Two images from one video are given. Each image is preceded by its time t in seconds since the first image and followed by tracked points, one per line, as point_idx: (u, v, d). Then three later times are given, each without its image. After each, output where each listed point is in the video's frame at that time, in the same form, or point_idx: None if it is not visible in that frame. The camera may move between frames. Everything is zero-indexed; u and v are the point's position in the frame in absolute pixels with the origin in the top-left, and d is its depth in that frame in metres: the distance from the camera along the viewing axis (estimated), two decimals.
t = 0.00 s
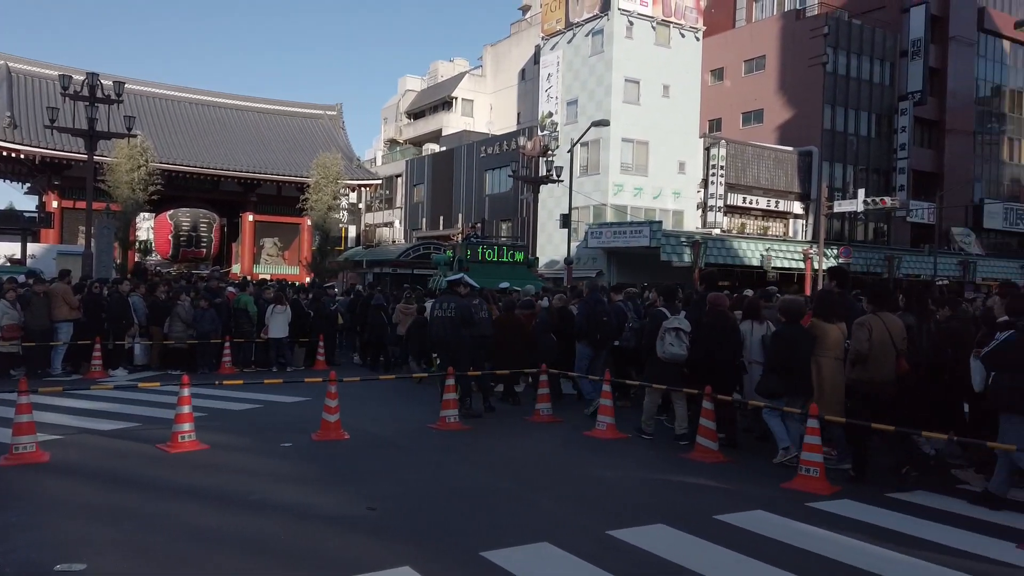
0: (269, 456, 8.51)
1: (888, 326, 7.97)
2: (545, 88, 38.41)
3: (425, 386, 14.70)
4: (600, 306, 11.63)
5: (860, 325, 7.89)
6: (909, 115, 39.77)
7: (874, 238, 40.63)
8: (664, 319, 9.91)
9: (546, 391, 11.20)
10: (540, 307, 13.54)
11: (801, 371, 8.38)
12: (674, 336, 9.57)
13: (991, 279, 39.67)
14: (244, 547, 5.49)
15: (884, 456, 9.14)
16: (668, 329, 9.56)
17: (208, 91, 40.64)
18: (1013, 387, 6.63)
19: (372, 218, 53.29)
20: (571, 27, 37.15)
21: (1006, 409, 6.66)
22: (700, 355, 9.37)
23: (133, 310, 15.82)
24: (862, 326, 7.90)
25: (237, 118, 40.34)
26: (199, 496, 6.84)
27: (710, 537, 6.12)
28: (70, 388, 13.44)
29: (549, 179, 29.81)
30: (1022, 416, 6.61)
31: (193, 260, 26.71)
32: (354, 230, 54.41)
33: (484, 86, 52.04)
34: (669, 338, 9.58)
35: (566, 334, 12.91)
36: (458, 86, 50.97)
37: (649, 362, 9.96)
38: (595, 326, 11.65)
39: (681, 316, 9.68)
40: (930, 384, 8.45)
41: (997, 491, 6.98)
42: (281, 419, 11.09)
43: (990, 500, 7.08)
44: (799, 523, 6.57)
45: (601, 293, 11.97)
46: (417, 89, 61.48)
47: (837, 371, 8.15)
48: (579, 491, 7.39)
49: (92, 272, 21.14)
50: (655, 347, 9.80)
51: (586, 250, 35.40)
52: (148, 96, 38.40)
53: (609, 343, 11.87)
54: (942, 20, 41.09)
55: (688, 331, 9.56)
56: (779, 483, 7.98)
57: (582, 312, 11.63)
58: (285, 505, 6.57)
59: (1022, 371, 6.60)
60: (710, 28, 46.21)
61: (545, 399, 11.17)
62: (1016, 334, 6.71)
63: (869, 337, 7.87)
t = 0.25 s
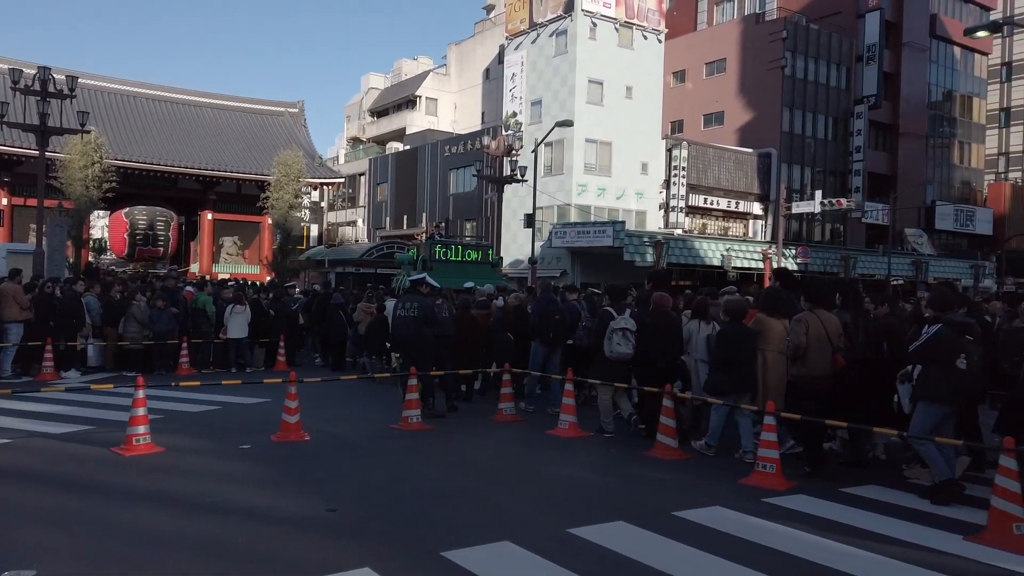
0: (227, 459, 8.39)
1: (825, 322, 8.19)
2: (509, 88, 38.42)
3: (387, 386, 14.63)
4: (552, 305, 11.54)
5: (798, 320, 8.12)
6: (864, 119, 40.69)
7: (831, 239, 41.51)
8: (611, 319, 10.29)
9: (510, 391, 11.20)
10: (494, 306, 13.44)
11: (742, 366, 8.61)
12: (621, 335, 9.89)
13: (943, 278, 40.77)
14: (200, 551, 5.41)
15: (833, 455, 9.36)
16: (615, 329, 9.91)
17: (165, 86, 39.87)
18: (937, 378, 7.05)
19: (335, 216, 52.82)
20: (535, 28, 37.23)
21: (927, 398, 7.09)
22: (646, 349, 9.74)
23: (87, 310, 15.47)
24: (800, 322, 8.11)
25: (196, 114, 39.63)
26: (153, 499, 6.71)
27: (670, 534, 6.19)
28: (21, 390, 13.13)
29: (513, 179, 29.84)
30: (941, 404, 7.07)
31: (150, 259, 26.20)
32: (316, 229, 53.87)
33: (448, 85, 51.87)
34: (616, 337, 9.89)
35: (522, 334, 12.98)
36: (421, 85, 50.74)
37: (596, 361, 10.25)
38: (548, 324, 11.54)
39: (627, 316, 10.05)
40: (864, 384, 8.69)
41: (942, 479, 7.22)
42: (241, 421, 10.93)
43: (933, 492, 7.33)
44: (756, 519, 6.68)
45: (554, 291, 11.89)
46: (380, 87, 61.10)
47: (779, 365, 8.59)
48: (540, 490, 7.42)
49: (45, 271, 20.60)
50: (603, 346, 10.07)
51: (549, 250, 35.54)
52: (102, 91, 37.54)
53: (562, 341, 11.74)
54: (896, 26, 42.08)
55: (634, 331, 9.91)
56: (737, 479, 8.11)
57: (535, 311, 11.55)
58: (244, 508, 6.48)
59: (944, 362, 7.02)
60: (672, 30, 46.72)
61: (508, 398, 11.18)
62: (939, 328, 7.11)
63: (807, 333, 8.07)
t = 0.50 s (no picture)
0: (184, 461, 8.25)
1: (770, 320, 8.39)
2: (474, 87, 38.22)
3: (350, 387, 14.54)
4: (502, 305, 11.67)
5: (745, 318, 8.29)
6: (822, 121, 41.47)
7: (790, 239, 42.23)
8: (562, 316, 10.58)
9: (473, 390, 11.22)
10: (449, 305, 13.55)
11: (685, 362, 8.98)
12: (572, 334, 10.21)
13: (897, 278, 41.76)
14: (155, 555, 5.32)
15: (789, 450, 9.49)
16: (566, 328, 10.22)
17: (122, 82, 39.02)
18: (864, 375, 7.40)
19: (298, 215, 52.22)
20: (500, 27, 37.22)
21: (857, 394, 7.44)
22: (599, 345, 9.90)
23: (39, 311, 15.12)
24: (747, 319, 8.31)
25: (153, 110, 38.85)
26: (107, 504, 6.57)
27: (629, 531, 6.26)
28: None
29: (478, 178, 29.79)
30: (868, 398, 7.41)
31: (106, 258, 25.63)
32: (278, 228, 53.20)
33: (413, 83, 51.57)
34: (567, 335, 10.21)
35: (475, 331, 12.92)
36: (385, 83, 50.38)
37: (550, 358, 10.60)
38: (498, 323, 11.62)
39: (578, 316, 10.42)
40: (806, 378, 8.76)
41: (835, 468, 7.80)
42: (199, 423, 10.76)
43: (831, 476, 7.93)
44: (714, 514, 6.79)
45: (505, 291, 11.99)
46: (344, 84, 60.58)
47: (727, 360, 8.76)
48: (500, 489, 7.42)
49: None
50: (555, 344, 10.42)
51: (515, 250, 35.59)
52: (55, 86, 36.62)
53: (514, 340, 11.83)
54: (853, 31, 42.98)
55: (585, 328, 10.27)
56: (696, 476, 8.22)
57: (486, 312, 11.68)
58: (202, 511, 6.39)
59: (867, 359, 7.37)
60: (635, 31, 47.61)
61: (472, 398, 11.18)
62: (862, 326, 7.46)
63: (753, 330, 8.26)
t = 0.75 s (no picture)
0: (141, 464, 8.11)
1: (715, 320, 8.79)
2: (439, 86, 38.20)
3: (312, 387, 14.44)
4: (457, 305, 11.66)
5: (693, 315, 8.69)
6: (782, 124, 42.12)
7: (752, 239, 42.84)
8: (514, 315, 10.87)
9: (438, 390, 11.18)
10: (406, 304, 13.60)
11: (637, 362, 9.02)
12: (523, 333, 10.52)
13: (854, 278, 42.64)
14: (111, 561, 5.22)
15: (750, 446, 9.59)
16: (518, 327, 10.54)
17: (77, 77, 38.14)
18: (785, 374, 7.79)
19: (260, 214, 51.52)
20: (465, 26, 37.12)
21: (783, 391, 7.81)
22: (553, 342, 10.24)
23: None
24: (694, 316, 8.72)
25: (110, 106, 38.01)
26: (61, 509, 6.43)
27: (592, 529, 6.30)
28: None
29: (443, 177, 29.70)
30: (795, 395, 7.78)
31: (60, 257, 25.04)
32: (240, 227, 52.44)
33: (378, 81, 51.23)
34: (519, 335, 10.50)
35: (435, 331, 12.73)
36: (350, 80, 49.91)
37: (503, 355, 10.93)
38: (454, 322, 11.66)
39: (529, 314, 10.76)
40: (750, 376, 9.05)
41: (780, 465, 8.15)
42: (156, 425, 10.57)
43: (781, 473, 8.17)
44: (676, 512, 6.86)
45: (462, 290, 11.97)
46: (307, 81, 59.94)
47: (673, 360, 9.12)
48: (465, 489, 7.41)
49: None
50: (506, 343, 10.73)
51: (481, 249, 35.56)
52: (8, 80, 35.64)
53: (469, 339, 11.92)
54: (812, 35, 43.76)
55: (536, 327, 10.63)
56: (657, 474, 8.32)
57: (441, 312, 11.68)
58: (159, 515, 6.29)
59: (785, 358, 7.76)
60: (601, 32, 48.25)
61: (436, 398, 11.13)
62: (787, 327, 7.87)
63: (700, 326, 8.69)
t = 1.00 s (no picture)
0: (99, 468, 7.94)
1: (667, 317, 9.18)
2: (405, 84, 37.95)
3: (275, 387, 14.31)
4: (419, 304, 11.71)
5: (646, 316, 9.07)
6: (745, 126, 42.69)
7: (715, 239, 43.34)
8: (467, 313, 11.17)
9: (403, 390, 11.14)
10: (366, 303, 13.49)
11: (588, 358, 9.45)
12: (476, 329, 10.71)
13: (814, 278, 43.41)
14: (66, 568, 5.11)
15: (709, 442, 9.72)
16: (472, 323, 10.73)
17: (32, 71, 37.21)
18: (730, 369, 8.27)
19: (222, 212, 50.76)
20: (431, 25, 36.98)
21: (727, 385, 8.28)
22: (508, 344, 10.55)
23: None
24: (647, 317, 9.08)
25: (67, 101, 37.11)
26: (13, 514, 6.28)
27: (556, 527, 6.35)
28: None
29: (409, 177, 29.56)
30: (740, 390, 8.25)
31: (14, 257, 24.43)
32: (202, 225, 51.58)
33: (343, 79, 50.81)
34: (472, 330, 10.69)
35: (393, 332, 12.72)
36: (315, 78, 49.31)
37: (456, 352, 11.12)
38: (415, 322, 11.70)
39: (484, 313, 10.92)
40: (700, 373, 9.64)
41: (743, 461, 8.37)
42: (114, 428, 10.37)
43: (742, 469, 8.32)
44: (639, 509, 6.94)
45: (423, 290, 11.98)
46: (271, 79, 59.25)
47: (621, 356, 9.43)
48: (429, 490, 7.40)
49: None
50: (461, 339, 10.88)
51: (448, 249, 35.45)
52: None
53: (430, 338, 11.94)
54: (774, 39, 44.45)
55: (488, 324, 10.78)
56: (622, 472, 8.40)
57: (402, 311, 11.67)
58: (117, 520, 6.17)
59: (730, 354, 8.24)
60: (567, 33, 48.53)
61: (401, 398, 11.11)
62: (728, 324, 8.36)
63: (651, 326, 9.07)
